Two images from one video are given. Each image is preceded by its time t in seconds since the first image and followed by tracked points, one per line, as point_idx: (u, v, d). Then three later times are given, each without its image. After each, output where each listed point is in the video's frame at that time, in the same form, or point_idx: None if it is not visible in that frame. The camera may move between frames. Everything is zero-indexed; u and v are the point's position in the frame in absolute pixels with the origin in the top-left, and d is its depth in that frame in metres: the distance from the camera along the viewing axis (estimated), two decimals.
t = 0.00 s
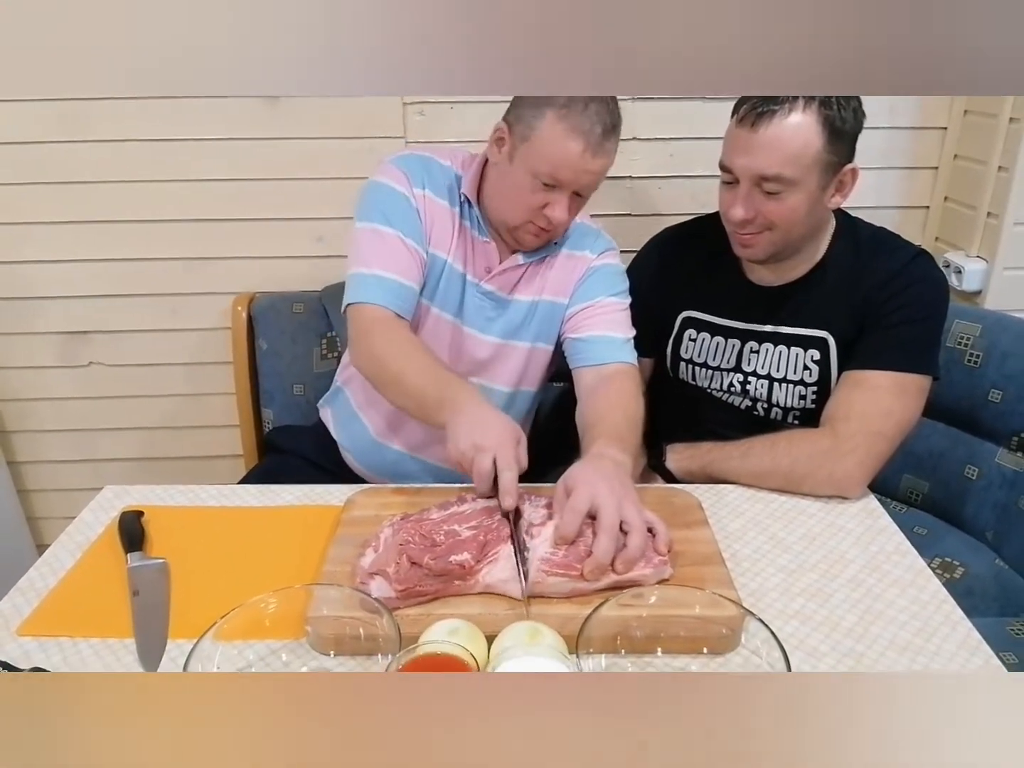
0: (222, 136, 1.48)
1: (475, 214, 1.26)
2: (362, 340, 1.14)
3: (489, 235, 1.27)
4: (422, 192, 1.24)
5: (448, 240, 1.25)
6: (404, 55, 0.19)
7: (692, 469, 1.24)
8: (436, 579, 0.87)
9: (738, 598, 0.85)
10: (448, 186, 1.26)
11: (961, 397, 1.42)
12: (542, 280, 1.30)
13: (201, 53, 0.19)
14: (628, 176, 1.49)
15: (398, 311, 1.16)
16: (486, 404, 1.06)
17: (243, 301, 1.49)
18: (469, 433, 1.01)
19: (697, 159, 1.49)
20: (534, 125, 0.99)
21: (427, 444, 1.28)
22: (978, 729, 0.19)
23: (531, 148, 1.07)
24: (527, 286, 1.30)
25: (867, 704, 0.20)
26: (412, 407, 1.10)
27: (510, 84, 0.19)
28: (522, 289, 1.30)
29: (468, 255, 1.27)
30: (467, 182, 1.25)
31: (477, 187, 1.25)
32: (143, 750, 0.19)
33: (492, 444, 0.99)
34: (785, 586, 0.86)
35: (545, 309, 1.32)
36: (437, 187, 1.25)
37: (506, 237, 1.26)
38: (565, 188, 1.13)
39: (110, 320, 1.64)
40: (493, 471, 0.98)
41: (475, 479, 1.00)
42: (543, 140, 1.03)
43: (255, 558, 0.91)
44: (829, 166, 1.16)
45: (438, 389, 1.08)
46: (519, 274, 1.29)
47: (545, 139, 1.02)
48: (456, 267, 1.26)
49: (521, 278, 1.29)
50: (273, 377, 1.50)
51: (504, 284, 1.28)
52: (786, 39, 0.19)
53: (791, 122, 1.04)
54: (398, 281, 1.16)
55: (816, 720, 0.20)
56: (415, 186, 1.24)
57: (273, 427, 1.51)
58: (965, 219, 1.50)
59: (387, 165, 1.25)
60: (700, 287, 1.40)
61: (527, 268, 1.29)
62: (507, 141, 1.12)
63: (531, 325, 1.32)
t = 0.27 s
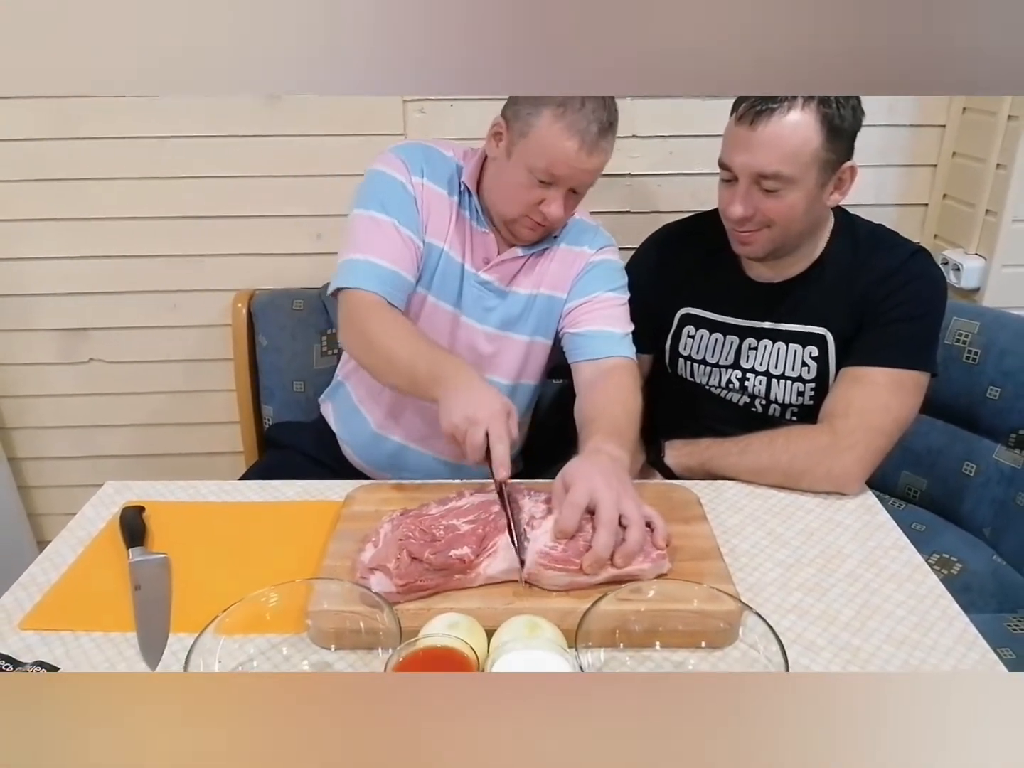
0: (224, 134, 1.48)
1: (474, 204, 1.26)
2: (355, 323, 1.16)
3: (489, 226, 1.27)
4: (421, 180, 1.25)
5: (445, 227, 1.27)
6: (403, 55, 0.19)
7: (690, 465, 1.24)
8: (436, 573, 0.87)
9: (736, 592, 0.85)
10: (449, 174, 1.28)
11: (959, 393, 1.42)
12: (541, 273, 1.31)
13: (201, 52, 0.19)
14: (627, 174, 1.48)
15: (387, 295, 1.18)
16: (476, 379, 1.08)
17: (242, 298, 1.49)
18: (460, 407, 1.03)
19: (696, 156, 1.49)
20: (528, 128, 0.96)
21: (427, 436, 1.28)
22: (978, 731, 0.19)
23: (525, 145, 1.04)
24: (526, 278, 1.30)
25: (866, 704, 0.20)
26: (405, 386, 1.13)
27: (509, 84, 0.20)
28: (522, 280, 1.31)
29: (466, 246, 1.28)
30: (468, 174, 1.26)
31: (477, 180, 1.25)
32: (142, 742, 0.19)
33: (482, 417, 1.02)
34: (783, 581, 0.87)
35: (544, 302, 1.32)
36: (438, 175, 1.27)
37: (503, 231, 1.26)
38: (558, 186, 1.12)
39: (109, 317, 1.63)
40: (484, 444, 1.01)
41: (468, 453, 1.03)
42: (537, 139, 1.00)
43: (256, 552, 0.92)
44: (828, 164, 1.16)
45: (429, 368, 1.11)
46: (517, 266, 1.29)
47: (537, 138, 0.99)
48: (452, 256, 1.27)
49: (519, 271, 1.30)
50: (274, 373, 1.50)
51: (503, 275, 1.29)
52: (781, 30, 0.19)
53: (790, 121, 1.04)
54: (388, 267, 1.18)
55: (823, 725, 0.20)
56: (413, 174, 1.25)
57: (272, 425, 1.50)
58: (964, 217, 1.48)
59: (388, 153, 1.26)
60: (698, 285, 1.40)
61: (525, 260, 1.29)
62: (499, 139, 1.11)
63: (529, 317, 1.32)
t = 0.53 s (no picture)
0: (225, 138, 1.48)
1: (471, 200, 1.27)
2: (345, 314, 1.21)
3: (485, 225, 1.27)
4: (417, 176, 1.26)
5: (440, 224, 1.28)
6: (402, 56, 0.19)
7: (689, 467, 1.24)
8: (436, 575, 0.87)
9: (734, 593, 0.85)
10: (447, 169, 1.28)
11: (956, 394, 1.42)
12: (537, 272, 1.31)
13: (205, 53, 0.19)
14: (625, 177, 1.49)
15: (373, 288, 1.22)
16: (464, 364, 1.15)
17: (242, 302, 1.50)
18: (449, 389, 1.09)
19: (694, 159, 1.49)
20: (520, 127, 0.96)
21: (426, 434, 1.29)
22: (975, 732, 0.19)
23: (518, 145, 1.04)
24: (521, 276, 1.30)
25: (863, 702, 0.20)
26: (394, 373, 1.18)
27: (509, 83, 0.20)
28: (518, 278, 1.31)
29: (462, 244, 1.28)
30: (467, 170, 1.26)
31: (475, 180, 1.25)
32: (148, 739, 0.19)
33: (469, 399, 1.08)
34: (781, 582, 0.87)
35: (540, 301, 1.32)
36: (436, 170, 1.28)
37: (499, 230, 1.27)
38: (552, 188, 1.13)
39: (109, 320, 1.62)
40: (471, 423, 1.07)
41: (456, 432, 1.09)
42: (529, 139, 1.00)
43: (256, 555, 0.92)
44: (825, 166, 1.16)
45: (419, 356, 1.16)
46: (513, 264, 1.30)
47: (529, 139, 0.99)
48: (447, 253, 1.28)
49: (515, 269, 1.30)
50: (274, 378, 1.50)
51: (498, 272, 1.29)
52: (772, 34, 0.19)
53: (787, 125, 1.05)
54: (373, 261, 1.22)
55: (823, 725, 0.20)
56: (408, 170, 1.27)
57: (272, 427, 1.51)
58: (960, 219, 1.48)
59: (389, 150, 1.29)
60: (694, 287, 1.41)
61: (522, 260, 1.30)
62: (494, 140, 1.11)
63: (525, 316, 1.32)
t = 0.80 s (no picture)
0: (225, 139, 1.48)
1: (469, 200, 1.27)
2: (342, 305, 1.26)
3: (483, 226, 1.28)
4: (415, 175, 1.27)
5: (437, 223, 1.29)
6: (400, 56, 0.19)
7: (689, 468, 1.24)
8: (437, 574, 0.87)
9: (733, 593, 0.86)
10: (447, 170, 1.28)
11: (955, 396, 1.42)
12: (537, 272, 1.31)
13: (208, 55, 0.19)
14: (625, 179, 1.49)
15: (363, 281, 1.26)
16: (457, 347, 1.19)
17: (243, 304, 1.49)
18: (444, 372, 1.14)
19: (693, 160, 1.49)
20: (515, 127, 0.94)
21: (427, 431, 1.30)
22: (971, 730, 0.20)
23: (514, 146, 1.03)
24: (518, 277, 1.31)
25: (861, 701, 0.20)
26: (391, 361, 1.23)
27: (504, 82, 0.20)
28: (515, 278, 1.31)
29: (460, 243, 1.29)
30: (467, 172, 1.24)
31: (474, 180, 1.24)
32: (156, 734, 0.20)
33: (463, 381, 1.12)
34: (780, 581, 0.87)
35: (537, 304, 1.33)
36: (436, 170, 1.28)
37: (496, 231, 1.26)
38: (547, 190, 1.12)
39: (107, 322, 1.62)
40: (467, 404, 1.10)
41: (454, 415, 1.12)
42: (521, 139, 0.99)
43: (258, 555, 0.92)
44: (825, 169, 1.15)
45: (412, 344, 1.20)
46: (511, 264, 1.30)
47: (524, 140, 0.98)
48: (443, 251, 1.29)
49: (512, 269, 1.31)
50: (274, 380, 1.52)
51: (493, 273, 1.30)
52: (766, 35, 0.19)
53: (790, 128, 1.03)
54: (363, 255, 1.25)
55: (822, 724, 0.20)
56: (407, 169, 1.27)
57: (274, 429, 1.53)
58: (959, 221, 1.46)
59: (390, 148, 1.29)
60: (692, 290, 1.41)
61: (520, 261, 1.30)
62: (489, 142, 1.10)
63: (522, 317, 1.33)
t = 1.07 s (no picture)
0: (230, 142, 1.49)
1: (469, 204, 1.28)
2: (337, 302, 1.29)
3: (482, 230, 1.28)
4: (413, 179, 1.29)
5: (435, 227, 1.30)
6: (399, 55, 0.19)
7: (688, 471, 1.24)
8: (439, 575, 0.87)
9: (732, 595, 0.86)
10: (447, 172, 1.29)
11: (954, 400, 1.42)
12: (535, 276, 1.31)
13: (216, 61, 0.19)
14: (625, 183, 1.50)
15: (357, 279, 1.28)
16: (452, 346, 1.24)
17: (244, 306, 1.50)
18: (441, 370, 1.18)
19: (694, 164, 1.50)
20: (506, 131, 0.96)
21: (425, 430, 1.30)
22: (966, 731, 0.20)
23: (506, 150, 1.03)
24: (516, 281, 1.31)
25: (862, 704, 0.20)
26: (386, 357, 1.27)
27: (509, 83, 0.19)
28: (514, 281, 1.31)
29: (459, 247, 1.29)
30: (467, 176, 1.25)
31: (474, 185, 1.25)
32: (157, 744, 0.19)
33: (461, 377, 1.17)
34: (780, 583, 0.87)
35: (535, 307, 1.33)
36: (435, 174, 1.30)
37: (494, 237, 1.26)
38: (543, 195, 1.12)
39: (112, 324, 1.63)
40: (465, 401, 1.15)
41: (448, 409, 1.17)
42: (517, 145, 1.00)
43: (259, 556, 0.92)
44: (823, 174, 1.16)
45: (410, 344, 1.24)
46: (510, 269, 1.30)
47: (518, 145, 0.99)
48: (440, 253, 1.30)
49: (511, 273, 1.31)
50: (276, 382, 1.50)
51: (491, 277, 1.30)
52: (779, 32, 0.18)
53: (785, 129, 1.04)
54: (357, 254, 1.28)
55: (820, 725, 0.20)
56: (406, 173, 1.29)
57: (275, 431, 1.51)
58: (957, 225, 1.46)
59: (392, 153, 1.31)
60: (692, 293, 1.41)
61: (518, 265, 1.30)
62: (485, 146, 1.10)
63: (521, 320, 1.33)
